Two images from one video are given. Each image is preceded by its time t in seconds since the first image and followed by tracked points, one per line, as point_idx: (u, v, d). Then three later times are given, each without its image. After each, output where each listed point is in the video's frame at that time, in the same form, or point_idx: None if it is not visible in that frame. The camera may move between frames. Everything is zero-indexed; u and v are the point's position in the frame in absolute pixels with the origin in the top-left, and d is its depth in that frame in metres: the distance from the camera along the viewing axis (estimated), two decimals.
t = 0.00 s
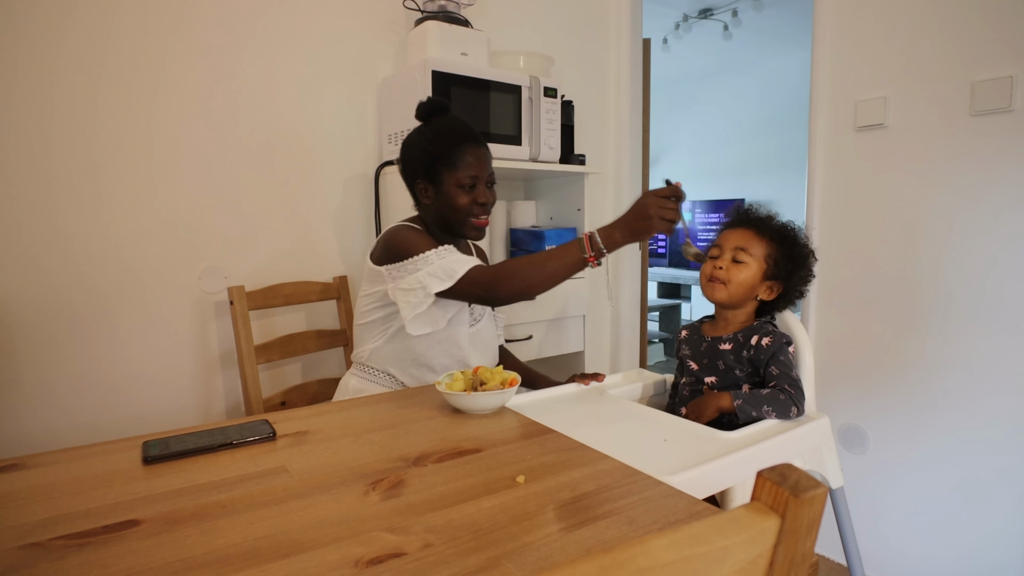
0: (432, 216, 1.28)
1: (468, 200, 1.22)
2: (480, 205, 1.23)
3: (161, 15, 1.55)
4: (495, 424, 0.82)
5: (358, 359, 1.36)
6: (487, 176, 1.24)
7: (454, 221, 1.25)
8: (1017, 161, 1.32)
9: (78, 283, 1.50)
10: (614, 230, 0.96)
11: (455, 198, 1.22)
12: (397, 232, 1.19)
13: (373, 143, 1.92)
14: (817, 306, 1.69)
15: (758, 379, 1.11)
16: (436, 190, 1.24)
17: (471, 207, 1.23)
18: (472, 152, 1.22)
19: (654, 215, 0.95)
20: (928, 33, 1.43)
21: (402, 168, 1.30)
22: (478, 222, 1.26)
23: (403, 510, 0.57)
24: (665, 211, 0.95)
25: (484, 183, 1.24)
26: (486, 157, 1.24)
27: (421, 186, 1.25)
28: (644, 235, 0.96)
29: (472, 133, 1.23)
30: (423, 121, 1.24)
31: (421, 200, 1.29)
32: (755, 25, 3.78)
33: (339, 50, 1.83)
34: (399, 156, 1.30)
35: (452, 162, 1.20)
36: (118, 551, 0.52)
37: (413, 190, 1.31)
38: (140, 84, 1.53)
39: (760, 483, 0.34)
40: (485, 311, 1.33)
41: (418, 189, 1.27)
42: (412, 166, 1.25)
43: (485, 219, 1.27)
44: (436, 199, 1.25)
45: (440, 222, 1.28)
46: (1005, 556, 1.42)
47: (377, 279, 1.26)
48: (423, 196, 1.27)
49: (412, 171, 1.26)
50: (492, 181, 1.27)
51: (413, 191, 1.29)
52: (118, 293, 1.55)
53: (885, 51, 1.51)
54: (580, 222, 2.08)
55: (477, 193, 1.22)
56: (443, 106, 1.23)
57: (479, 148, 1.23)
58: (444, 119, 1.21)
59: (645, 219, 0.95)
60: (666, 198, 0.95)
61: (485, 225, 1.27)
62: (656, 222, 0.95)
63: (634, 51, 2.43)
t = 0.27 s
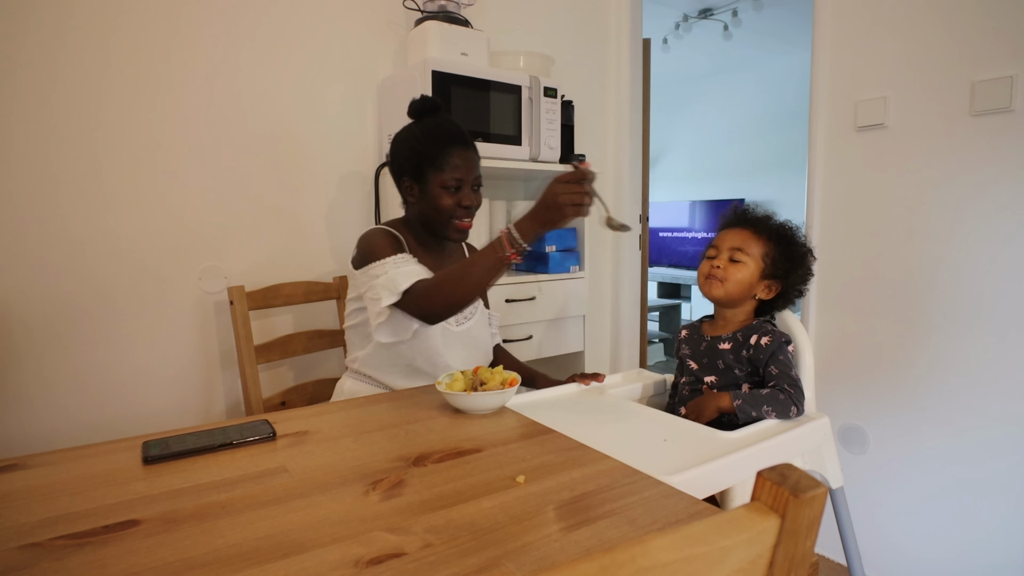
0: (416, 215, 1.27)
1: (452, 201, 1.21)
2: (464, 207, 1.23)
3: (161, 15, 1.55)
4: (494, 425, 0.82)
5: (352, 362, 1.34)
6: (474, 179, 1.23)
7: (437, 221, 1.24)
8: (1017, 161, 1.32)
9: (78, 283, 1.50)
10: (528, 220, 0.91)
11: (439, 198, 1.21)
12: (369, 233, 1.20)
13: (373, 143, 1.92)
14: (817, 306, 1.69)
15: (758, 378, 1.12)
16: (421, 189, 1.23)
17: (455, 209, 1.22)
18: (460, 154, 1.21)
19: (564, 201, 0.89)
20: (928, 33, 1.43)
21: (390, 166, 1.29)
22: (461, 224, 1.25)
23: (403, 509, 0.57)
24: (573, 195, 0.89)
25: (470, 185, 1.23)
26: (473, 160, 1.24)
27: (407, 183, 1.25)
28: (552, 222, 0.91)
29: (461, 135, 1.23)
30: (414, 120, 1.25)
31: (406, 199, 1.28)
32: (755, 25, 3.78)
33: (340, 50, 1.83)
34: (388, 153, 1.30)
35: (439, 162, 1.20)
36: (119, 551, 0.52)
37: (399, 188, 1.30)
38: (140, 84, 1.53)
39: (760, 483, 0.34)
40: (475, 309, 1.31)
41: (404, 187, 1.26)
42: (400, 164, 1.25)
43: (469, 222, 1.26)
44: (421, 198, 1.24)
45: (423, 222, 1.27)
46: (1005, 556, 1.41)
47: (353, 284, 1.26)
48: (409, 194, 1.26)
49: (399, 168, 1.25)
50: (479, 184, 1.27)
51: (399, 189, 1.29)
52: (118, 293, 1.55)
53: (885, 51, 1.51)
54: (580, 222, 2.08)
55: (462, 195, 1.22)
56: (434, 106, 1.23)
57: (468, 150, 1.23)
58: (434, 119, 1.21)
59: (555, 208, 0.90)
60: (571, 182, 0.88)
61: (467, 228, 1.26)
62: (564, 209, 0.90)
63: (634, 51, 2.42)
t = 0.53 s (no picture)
0: (400, 216, 1.27)
1: (437, 205, 1.21)
2: (449, 211, 1.22)
3: (161, 15, 1.55)
4: (494, 425, 0.82)
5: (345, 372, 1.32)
6: (461, 183, 1.23)
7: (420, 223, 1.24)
8: (1017, 160, 1.32)
9: (78, 283, 1.50)
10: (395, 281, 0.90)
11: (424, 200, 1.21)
12: (344, 240, 1.23)
13: (373, 143, 1.92)
14: (817, 306, 1.69)
15: (757, 378, 1.12)
16: (407, 190, 1.23)
17: (440, 212, 1.22)
18: (448, 156, 1.21)
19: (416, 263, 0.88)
20: (929, 33, 1.43)
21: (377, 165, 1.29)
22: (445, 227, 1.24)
23: (403, 510, 0.57)
24: (418, 257, 0.88)
25: (457, 188, 1.22)
26: (461, 163, 1.23)
27: (392, 183, 1.24)
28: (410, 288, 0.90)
29: (450, 138, 1.23)
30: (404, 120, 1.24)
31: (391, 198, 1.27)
32: (755, 25, 3.78)
33: (339, 50, 1.83)
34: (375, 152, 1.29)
35: (427, 164, 1.19)
36: (119, 551, 0.52)
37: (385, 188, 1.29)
38: (140, 84, 1.53)
39: (760, 483, 0.34)
40: (463, 309, 1.30)
41: (389, 186, 1.25)
42: (386, 164, 1.24)
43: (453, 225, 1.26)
44: (406, 199, 1.23)
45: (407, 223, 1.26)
46: (1006, 556, 1.41)
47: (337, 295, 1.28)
48: (394, 194, 1.25)
49: (385, 168, 1.24)
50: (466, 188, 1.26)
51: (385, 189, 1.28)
52: (118, 293, 1.55)
53: (885, 50, 1.51)
54: (580, 222, 2.08)
55: (448, 198, 1.22)
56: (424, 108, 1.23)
57: (456, 153, 1.22)
58: (423, 121, 1.21)
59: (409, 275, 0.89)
60: (417, 248, 0.88)
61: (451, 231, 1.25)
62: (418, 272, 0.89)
63: (634, 51, 2.42)
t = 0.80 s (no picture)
0: (381, 219, 1.24)
1: (412, 207, 1.17)
2: (425, 215, 1.18)
3: (161, 15, 1.55)
4: (494, 425, 0.82)
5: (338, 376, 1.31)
6: (440, 188, 1.21)
7: (398, 226, 1.20)
8: (1017, 160, 1.32)
9: (78, 283, 1.50)
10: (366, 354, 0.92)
11: (401, 201, 1.18)
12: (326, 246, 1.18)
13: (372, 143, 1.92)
14: (817, 306, 1.69)
15: (756, 378, 1.12)
16: (387, 191, 1.21)
17: (415, 215, 1.18)
18: (427, 157, 1.20)
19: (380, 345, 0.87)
20: (928, 33, 1.43)
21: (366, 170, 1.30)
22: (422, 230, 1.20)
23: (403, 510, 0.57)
24: (383, 340, 0.87)
25: (435, 191, 1.20)
26: (442, 169, 1.22)
27: (376, 185, 1.24)
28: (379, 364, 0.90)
29: (432, 140, 1.22)
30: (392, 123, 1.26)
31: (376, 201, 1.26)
32: (755, 25, 3.78)
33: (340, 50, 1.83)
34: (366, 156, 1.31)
35: (404, 164, 1.18)
36: (119, 551, 0.51)
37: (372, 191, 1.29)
38: (141, 84, 1.54)
39: (760, 483, 0.34)
40: (452, 310, 1.28)
41: (374, 188, 1.25)
42: (371, 165, 1.24)
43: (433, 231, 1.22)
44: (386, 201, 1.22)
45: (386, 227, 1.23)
46: (1006, 556, 1.41)
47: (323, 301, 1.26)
48: (377, 196, 1.24)
49: (370, 169, 1.25)
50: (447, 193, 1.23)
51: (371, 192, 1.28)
52: (118, 292, 1.55)
53: (885, 51, 1.51)
54: (580, 222, 2.08)
55: (424, 202, 1.18)
56: (411, 111, 1.25)
57: (436, 156, 1.21)
58: (405, 121, 1.22)
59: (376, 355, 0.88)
60: (379, 328, 0.87)
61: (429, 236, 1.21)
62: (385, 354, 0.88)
63: (634, 51, 2.41)
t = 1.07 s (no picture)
0: (377, 220, 1.23)
1: (416, 204, 1.18)
2: (429, 211, 1.20)
3: (161, 15, 1.55)
4: (494, 425, 0.82)
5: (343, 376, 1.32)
6: (439, 184, 1.22)
7: (398, 225, 1.20)
8: (1017, 160, 1.32)
9: (78, 283, 1.50)
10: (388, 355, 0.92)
11: (403, 198, 1.18)
12: (318, 253, 1.16)
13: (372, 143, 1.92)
14: (817, 306, 1.69)
15: (756, 378, 1.12)
16: (385, 190, 1.21)
17: (419, 212, 1.19)
18: (425, 155, 1.21)
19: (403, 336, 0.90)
20: (928, 33, 1.43)
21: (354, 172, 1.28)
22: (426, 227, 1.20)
23: (403, 510, 0.57)
24: (407, 330, 0.90)
25: (434, 188, 1.21)
26: (440, 164, 1.23)
27: (369, 185, 1.23)
28: (397, 362, 0.91)
29: (428, 138, 1.23)
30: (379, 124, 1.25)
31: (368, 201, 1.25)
32: (755, 25, 3.78)
33: (340, 50, 1.83)
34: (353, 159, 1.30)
35: (403, 162, 1.19)
36: (119, 551, 0.51)
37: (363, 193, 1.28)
38: (141, 84, 1.54)
39: (760, 483, 0.34)
40: (447, 313, 1.28)
41: (367, 188, 1.23)
42: (364, 164, 1.23)
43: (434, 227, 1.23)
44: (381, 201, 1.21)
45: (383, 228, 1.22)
46: (1005, 555, 1.42)
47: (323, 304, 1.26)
48: (370, 198, 1.23)
49: (362, 168, 1.23)
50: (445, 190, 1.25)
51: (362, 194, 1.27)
52: (119, 293, 1.55)
53: (884, 51, 1.51)
54: (580, 222, 2.08)
55: (426, 198, 1.20)
56: (400, 110, 1.24)
57: (433, 152, 1.22)
58: (398, 120, 1.22)
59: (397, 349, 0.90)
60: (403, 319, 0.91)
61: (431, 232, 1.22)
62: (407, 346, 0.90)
63: (634, 51, 2.41)
